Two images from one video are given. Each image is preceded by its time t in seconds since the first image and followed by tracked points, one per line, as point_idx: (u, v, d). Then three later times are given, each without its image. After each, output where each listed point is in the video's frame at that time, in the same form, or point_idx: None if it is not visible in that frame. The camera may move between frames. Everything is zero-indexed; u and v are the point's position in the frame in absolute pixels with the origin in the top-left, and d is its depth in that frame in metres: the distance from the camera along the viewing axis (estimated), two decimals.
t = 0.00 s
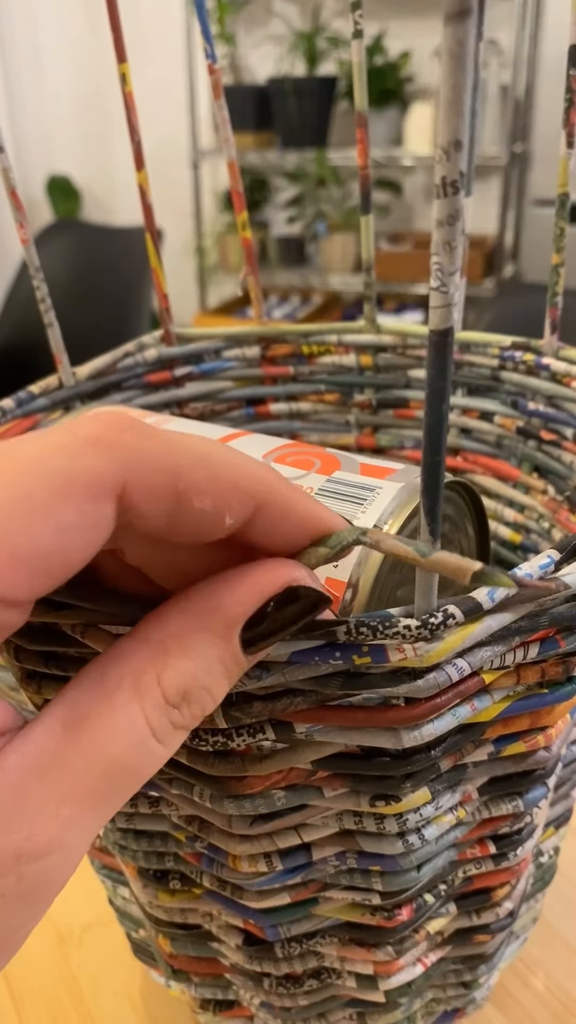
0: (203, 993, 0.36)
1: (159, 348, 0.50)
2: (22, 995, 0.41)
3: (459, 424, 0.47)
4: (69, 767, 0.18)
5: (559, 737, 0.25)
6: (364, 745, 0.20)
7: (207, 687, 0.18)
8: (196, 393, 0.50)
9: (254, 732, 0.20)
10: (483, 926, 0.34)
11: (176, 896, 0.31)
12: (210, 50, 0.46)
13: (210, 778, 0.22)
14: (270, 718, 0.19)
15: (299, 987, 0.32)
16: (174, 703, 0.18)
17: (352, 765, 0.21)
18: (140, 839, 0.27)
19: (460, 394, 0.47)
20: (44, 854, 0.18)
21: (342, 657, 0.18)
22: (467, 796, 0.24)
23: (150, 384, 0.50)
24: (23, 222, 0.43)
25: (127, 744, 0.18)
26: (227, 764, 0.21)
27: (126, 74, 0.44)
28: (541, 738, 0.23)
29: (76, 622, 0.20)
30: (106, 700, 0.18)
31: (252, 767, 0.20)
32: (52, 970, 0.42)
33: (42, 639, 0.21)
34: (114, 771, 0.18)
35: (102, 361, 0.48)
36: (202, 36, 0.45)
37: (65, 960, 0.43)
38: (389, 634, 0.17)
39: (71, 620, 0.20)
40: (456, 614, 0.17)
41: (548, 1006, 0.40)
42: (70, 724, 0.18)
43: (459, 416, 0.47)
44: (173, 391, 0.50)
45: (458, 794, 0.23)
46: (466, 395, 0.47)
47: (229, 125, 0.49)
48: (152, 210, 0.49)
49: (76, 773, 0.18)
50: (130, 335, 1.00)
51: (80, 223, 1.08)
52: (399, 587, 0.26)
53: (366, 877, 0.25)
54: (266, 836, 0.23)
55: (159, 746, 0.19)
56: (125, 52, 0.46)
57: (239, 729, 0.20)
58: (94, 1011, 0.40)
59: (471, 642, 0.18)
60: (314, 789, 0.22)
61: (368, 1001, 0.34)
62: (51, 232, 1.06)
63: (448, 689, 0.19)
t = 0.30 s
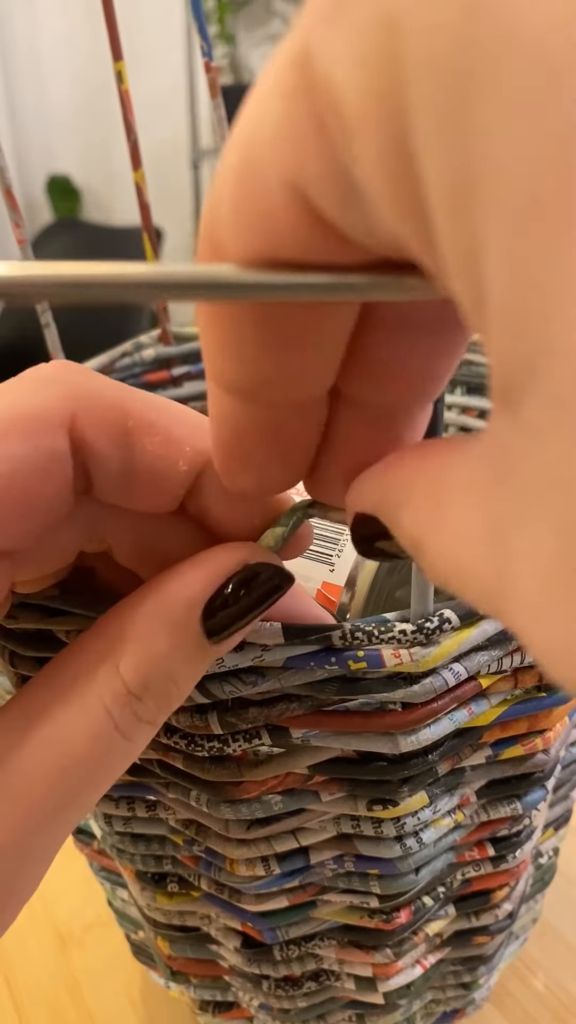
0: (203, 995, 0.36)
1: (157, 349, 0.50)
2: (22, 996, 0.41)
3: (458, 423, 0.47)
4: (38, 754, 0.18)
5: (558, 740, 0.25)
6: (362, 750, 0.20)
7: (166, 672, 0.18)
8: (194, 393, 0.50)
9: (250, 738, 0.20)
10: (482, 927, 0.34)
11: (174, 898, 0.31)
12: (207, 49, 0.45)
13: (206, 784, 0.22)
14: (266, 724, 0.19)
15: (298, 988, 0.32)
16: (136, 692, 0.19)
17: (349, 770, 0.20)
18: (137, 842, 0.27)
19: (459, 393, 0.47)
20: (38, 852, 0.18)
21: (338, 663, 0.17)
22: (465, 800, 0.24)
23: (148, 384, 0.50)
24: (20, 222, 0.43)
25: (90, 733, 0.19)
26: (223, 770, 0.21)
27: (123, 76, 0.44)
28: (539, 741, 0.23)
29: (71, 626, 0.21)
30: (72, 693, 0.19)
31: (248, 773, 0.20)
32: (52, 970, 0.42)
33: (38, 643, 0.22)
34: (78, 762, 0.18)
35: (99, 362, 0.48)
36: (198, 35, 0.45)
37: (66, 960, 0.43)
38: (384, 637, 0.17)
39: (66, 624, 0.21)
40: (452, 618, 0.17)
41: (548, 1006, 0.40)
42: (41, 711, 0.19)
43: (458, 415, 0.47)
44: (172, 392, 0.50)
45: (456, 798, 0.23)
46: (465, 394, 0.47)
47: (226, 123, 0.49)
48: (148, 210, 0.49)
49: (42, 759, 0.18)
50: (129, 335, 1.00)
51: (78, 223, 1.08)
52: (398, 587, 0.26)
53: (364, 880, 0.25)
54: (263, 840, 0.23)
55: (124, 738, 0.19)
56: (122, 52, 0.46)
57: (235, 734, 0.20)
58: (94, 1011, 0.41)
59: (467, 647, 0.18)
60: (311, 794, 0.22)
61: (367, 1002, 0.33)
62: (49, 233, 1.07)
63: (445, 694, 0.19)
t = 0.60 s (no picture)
0: (203, 995, 0.36)
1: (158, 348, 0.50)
2: (22, 996, 0.41)
3: (458, 423, 0.47)
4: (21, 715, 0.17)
5: (558, 738, 0.25)
6: (364, 747, 0.20)
7: (162, 633, 0.18)
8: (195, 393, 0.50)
9: (251, 735, 0.20)
10: (483, 927, 0.34)
11: (175, 898, 0.31)
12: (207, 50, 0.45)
13: (208, 782, 0.22)
14: (267, 721, 0.19)
15: (299, 988, 0.32)
16: (131, 652, 0.18)
17: (350, 767, 0.20)
18: (138, 840, 0.27)
19: (459, 393, 0.47)
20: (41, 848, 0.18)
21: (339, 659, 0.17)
22: (466, 797, 0.24)
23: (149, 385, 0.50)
24: (20, 222, 0.43)
25: (81, 697, 0.17)
26: (224, 768, 0.21)
27: (123, 76, 0.44)
28: (540, 738, 0.23)
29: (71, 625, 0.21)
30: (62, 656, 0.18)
31: (249, 770, 0.20)
32: (52, 970, 0.42)
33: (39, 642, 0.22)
34: (67, 726, 0.17)
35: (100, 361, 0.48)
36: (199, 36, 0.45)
37: (66, 961, 0.43)
38: (385, 633, 0.17)
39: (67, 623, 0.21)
40: (453, 614, 0.17)
41: (549, 1006, 0.40)
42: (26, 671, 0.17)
43: (458, 415, 0.47)
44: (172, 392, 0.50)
45: (457, 795, 0.23)
46: (465, 394, 0.47)
47: (226, 124, 0.49)
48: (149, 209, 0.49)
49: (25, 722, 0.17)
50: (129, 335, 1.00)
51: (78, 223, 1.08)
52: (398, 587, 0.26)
53: (365, 878, 0.25)
54: (265, 838, 0.23)
55: (116, 707, 0.18)
56: (123, 52, 0.46)
57: (236, 732, 0.20)
58: (94, 1011, 0.40)
59: (469, 644, 0.18)
60: (312, 792, 0.22)
61: (367, 1001, 0.33)
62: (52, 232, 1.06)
63: (446, 690, 0.19)
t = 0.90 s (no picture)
0: (192, 992, 0.37)
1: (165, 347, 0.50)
2: (21, 995, 0.41)
3: (469, 424, 0.47)
4: None
5: (544, 747, 0.24)
6: (335, 748, 0.20)
7: (166, 592, 0.16)
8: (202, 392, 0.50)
9: (223, 732, 0.20)
10: (472, 936, 0.33)
11: (161, 894, 0.31)
12: (221, 51, 0.48)
13: (184, 779, 0.22)
14: (238, 719, 0.19)
15: (284, 989, 0.32)
16: (134, 607, 0.15)
17: (324, 769, 0.20)
18: (123, 835, 0.27)
19: (471, 394, 0.47)
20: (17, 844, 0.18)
21: (307, 659, 0.17)
22: (448, 804, 0.24)
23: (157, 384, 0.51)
24: (32, 221, 0.44)
25: (68, 644, 0.15)
26: (198, 765, 0.21)
27: (137, 77, 0.44)
28: (523, 746, 0.23)
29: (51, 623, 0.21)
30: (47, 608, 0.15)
31: (223, 768, 0.20)
32: (52, 970, 0.43)
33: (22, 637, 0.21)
34: (55, 671, 0.15)
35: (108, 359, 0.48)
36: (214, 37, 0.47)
37: (66, 960, 0.43)
38: (352, 633, 0.17)
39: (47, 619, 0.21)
40: (421, 617, 0.17)
41: (548, 1011, 0.40)
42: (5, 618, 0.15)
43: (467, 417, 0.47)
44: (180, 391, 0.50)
45: (438, 802, 0.23)
46: (477, 396, 0.47)
47: (239, 125, 0.49)
48: (163, 208, 0.49)
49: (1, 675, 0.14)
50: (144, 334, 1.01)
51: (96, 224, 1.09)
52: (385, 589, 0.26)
53: (346, 882, 0.25)
54: (243, 837, 0.23)
55: (111, 665, 0.15)
56: (136, 53, 0.47)
57: (208, 729, 0.20)
58: (94, 1012, 0.41)
59: (439, 648, 0.18)
60: (288, 792, 0.22)
61: (353, 1006, 0.33)
62: (66, 234, 1.08)
63: (419, 695, 0.19)
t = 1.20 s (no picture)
0: (193, 990, 0.37)
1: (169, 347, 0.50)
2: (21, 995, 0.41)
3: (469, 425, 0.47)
4: None
5: (546, 745, 0.24)
6: (339, 744, 0.20)
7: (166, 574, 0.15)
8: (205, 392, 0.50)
9: (227, 728, 0.20)
10: (473, 935, 0.33)
11: (163, 891, 0.31)
12: (224, 51, 0.48)
13: (187, 776, 0.22)
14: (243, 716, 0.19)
15: (285, 988, 0.32)
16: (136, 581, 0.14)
17: (328, 766, 0.20)
18: (125, 832, 0.27)
19: (472, 395, 0.47)
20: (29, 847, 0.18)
21: (312, 656, 0.18)
22: (450, 802, 0.24)
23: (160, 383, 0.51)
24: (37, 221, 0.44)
25: (65, 596, 0.13)
26: (201, 762, 0.21)
27: (141, 78, 0.44)
28: (526, 745, 0.23)
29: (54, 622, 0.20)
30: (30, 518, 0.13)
31: (226, 765, 0.21)
32: (51, 969, 0.43)
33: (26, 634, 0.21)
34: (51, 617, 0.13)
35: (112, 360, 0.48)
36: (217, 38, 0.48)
37: (66, 959, 0.43)
38: (357, 631, 0.17)
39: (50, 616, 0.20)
40: (426, 614, 0.17)
41: (548, 1009, 0.40)
42: None
43: (469, 418, 0.47)
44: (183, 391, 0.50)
45: (441, 800, 0.23)
46: (478, 397, 0.47)
47: (242, 125, 0.49)
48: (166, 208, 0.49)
49: None
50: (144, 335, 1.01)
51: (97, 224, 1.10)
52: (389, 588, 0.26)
53: (348, 879, 0.25)
54: (245, 834, 0.23)
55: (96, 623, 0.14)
56: (140, 53, 0.47)
57: (212, 725, 0.20)
58: (94, 1011, 0.41)
59: (443, 646, 0.18)
60: (291, 789, 0.22)
61: (353, 1005, 0.33)
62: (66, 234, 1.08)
63: (422, 692, 0.19)
